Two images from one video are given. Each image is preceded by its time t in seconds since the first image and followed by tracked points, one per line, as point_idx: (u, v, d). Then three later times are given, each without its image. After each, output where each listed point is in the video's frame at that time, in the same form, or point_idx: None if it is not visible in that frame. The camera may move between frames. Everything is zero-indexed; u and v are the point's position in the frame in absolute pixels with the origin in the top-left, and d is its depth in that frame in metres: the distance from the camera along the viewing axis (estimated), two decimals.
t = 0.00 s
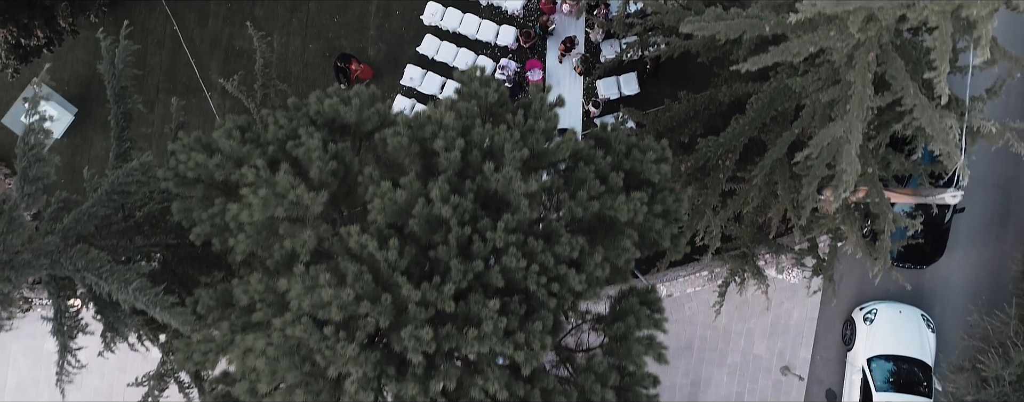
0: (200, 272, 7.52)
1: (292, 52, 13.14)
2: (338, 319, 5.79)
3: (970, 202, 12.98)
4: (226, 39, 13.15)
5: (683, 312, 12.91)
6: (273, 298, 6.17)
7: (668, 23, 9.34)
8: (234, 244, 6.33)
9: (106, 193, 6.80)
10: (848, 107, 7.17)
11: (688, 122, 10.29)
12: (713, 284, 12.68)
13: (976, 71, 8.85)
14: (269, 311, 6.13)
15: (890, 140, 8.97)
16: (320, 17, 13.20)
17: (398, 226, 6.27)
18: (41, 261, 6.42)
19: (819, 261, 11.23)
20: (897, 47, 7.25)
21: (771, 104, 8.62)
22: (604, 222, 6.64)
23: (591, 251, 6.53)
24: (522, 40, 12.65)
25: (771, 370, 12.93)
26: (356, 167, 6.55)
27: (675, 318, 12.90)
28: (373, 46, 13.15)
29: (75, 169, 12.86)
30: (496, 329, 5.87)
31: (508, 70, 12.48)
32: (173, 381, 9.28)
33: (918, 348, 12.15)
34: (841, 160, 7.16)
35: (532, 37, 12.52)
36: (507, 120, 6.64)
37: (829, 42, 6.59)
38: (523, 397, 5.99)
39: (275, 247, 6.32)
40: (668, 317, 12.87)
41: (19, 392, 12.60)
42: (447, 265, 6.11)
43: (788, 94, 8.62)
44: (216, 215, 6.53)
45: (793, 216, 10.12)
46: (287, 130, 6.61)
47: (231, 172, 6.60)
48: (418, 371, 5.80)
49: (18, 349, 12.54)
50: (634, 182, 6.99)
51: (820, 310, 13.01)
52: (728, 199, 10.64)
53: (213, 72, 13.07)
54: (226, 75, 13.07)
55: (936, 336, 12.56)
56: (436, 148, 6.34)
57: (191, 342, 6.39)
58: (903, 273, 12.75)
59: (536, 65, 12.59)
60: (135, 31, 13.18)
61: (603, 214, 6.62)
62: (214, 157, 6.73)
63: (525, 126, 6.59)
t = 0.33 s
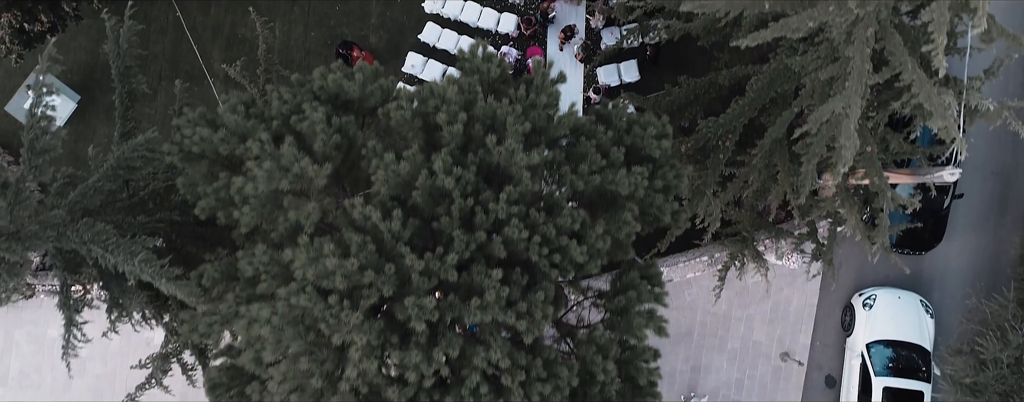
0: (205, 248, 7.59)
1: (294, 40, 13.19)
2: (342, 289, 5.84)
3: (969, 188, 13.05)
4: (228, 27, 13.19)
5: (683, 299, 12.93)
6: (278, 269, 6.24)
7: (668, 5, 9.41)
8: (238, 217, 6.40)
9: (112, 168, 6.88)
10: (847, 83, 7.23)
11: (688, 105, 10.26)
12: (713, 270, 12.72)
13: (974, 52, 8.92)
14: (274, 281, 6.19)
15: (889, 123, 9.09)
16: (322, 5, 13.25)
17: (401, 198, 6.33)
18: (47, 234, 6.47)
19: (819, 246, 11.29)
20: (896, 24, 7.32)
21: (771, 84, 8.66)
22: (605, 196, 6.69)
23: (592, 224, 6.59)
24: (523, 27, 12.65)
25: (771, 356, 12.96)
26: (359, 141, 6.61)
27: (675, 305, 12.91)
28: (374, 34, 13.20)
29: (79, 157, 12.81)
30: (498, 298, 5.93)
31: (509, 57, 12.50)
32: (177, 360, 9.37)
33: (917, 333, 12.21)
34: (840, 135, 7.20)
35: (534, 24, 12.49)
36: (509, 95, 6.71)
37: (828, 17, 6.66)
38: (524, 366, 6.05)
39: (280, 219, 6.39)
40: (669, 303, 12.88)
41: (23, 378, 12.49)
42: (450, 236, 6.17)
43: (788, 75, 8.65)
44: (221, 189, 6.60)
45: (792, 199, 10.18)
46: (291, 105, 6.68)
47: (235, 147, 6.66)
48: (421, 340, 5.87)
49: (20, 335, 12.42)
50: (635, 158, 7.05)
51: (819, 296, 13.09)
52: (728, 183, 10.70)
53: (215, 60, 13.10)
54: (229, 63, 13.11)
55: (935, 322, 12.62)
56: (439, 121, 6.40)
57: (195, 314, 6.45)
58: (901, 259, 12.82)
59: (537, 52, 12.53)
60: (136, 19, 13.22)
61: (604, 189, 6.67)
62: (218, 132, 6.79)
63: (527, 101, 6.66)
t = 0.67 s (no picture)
0: (208, 226, 7.66)
1: (296, 28, 13.24)
2: (346, 259, 5.90)
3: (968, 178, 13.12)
4: (231, 15, 13.16)
5: (683, 286, 12.97)
6: (282, 241, 6.30)
7: None
8: (243, 190, 6.46)
9: (117, 144, 6.95)
10: (846, 61, 7.29)
11: (689, 90, 10.27)
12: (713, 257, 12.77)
13: (972, 34, 8.99)
14: (278, 253, 6.25)
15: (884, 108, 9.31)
16: None
17: (404, 171, 6.39)
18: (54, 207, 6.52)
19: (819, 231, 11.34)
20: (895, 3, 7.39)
21: (771, 66, 8.70)
22: (606, 171, 6.75)
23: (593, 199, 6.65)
24: (524, 15, 12.61)
25: (771, 343, 13.00)
26: (363, 116, 6.68)
27: (675, 292, 12.95)
28: (376, 22, 13.24)
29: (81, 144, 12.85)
30: (500, 268, 6.00)
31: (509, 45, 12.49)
32: (181, 341, 9.45)
33: (916, 319, 12.26)
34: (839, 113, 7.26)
35: (534, 10, 12.46)
36: (511, 70, 6.77)
37: None
38: (526, 337, 6.13)
39: (284, 192, 6.45)
40: (669, 290, 12.91)
41: (26, 365, 12.52)
42: (453, 208, 6.23)
43: (787, 56, 8.70)
44: (225, 164, 6.65)
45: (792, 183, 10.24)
46: (295, 80, 6.74)
47: (239, 122, 6.73)
48: (424, 310, 5.93)
49: (23, 322, 12.45)
50: (635, 134, 7.11)
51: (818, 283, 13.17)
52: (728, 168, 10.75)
53: (217, 48, 13.10)
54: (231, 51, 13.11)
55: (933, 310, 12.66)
56: (441, 95, 6.46)
57: (200, 287, 6.51)
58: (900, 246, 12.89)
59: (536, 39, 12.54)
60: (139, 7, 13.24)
61: (605, 164, 6.73)
62: (223, 107, 6.85)
63: (528, 76, 6.72)
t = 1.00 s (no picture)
0: (214, 205, 7.74)
1: (298, 16, 13.25)
2: (350, 230, 5.97)
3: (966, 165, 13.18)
4: (232, 4, 13.18)
5: (683, 273, 13.01)
6: (286, 214, 6.37)
7: None
8: (247, 164, 6.53)
9: (122, 120, 7.02)
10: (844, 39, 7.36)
11: (689, 75, 10.34)
12: (713, 244, 12.82)
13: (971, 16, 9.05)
14: (282, 226, 6.32)
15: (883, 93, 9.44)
16: None
17: (407, 145, 6.46)
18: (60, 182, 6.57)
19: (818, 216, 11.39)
20: None
21: (770, 48, 8.77)
22: (607, 146, 6.81)
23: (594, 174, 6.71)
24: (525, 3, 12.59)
25: (771, 330, 13.04)
26: (366, 92, 6.74)
27: (675, 279, 13.00)
28: (377, 11, 13.29)
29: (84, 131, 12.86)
30: (502, 240, 6.06)
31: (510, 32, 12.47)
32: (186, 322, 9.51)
33: (915, 305, 12.32)
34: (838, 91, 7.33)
35: None
36: (513, 47, 6.83)
37: None
38: (528, 308, 6.20)
39: (288, 167, 6.52)
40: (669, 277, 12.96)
41: (28, 353, 12.55)
42: (455, 181, 6.29)
43: (787, 38, 8.77)
44: (229, 139, 6.72)
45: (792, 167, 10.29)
46: (298, 57, 6.81)
47: (243, 98, 6.79)
48: (428, 280, 6.00)
49: (26, 309, 12.48)
50: (636, 111, 7.16)
51: (818, 269, 13.22)
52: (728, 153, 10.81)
53: (219, 37, 13.09)
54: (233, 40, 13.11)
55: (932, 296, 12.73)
56: (444, 71, 6.52)
57: (205, 261, 6.58)
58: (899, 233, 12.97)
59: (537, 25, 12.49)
60: None
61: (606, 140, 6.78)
62: (228, 84, 6.91)
63: (530, 53, 6.78)
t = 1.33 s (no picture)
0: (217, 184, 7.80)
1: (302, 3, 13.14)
2: (354, 202, 6.04)
3: (965, 153, 13.26)
4: None
5: (683, 260, 13.04)
6: (290, 188, 6.43)
7: None
8: (251, 139, 6.58)
9: (128, 97, 7.08)
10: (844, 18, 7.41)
11: (690, 59, 10.39)
12: (713, 231, 12.86)
13: None
14: (286, 199, 6.37)
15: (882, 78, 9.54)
16: None
17: (410, 120, 6.51)
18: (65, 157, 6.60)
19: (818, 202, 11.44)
20: None
21: (770, 30, 8.86)
22: (608, 122, 6.87)
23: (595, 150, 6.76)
24: None
25: (770, 317, 13.09)
26: (369, 69, 6.81)
27: (675, 267, 13.03)
28: None
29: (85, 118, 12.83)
30: (504, 212, 6.12)
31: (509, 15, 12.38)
32: (190, 304, 9.57)
33: (915, 291, 12.37)
34: (837, 69, 7.39)
35: None
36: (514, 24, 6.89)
37: None
38: (530, 280, 6.27)
39: (292, 142, 6.59)
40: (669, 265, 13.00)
41: (31, 340, 12.59)
42: (457, 155, 6.35)
43: (786, 21, 8.84)
44: (233, 115, 6.77)
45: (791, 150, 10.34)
46: (302, 34, 6.87)
47: (247, 74, 6.85)
48: (430, 252, 6.07)
49: (29, 297, 12.53)
50: (636, 89, 7.23)
51: (817, 257, 13.27)
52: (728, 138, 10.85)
53: (222, 25, 12.95)
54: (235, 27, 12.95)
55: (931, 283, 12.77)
56: (447, 46, 6.57)
57: (209, 235, 6.64)
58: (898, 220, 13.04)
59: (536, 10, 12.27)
60: None
61: (606, 116, 6.85)
62: (232, 61, 6.96)
63: (531, 30, 6.84)
